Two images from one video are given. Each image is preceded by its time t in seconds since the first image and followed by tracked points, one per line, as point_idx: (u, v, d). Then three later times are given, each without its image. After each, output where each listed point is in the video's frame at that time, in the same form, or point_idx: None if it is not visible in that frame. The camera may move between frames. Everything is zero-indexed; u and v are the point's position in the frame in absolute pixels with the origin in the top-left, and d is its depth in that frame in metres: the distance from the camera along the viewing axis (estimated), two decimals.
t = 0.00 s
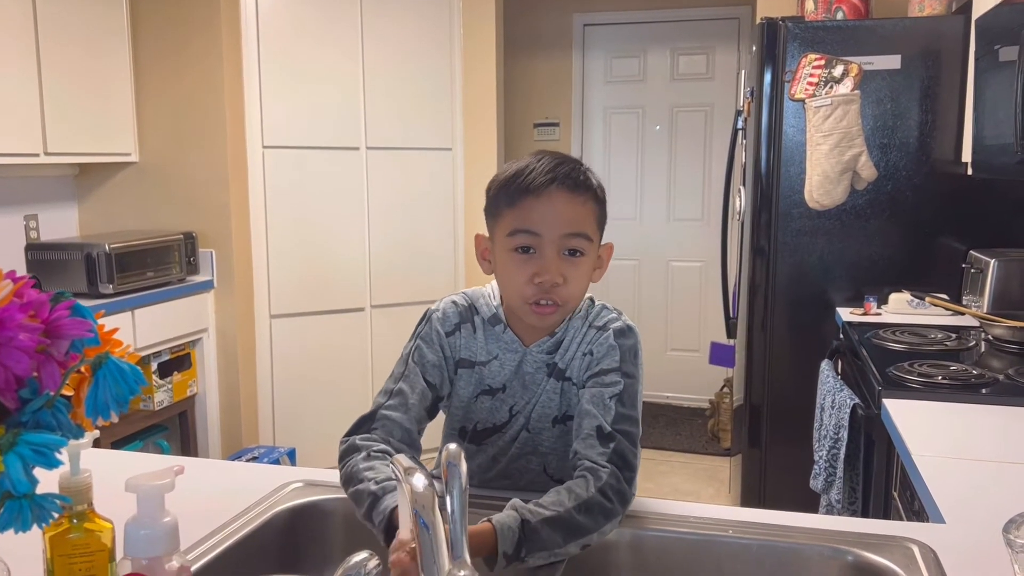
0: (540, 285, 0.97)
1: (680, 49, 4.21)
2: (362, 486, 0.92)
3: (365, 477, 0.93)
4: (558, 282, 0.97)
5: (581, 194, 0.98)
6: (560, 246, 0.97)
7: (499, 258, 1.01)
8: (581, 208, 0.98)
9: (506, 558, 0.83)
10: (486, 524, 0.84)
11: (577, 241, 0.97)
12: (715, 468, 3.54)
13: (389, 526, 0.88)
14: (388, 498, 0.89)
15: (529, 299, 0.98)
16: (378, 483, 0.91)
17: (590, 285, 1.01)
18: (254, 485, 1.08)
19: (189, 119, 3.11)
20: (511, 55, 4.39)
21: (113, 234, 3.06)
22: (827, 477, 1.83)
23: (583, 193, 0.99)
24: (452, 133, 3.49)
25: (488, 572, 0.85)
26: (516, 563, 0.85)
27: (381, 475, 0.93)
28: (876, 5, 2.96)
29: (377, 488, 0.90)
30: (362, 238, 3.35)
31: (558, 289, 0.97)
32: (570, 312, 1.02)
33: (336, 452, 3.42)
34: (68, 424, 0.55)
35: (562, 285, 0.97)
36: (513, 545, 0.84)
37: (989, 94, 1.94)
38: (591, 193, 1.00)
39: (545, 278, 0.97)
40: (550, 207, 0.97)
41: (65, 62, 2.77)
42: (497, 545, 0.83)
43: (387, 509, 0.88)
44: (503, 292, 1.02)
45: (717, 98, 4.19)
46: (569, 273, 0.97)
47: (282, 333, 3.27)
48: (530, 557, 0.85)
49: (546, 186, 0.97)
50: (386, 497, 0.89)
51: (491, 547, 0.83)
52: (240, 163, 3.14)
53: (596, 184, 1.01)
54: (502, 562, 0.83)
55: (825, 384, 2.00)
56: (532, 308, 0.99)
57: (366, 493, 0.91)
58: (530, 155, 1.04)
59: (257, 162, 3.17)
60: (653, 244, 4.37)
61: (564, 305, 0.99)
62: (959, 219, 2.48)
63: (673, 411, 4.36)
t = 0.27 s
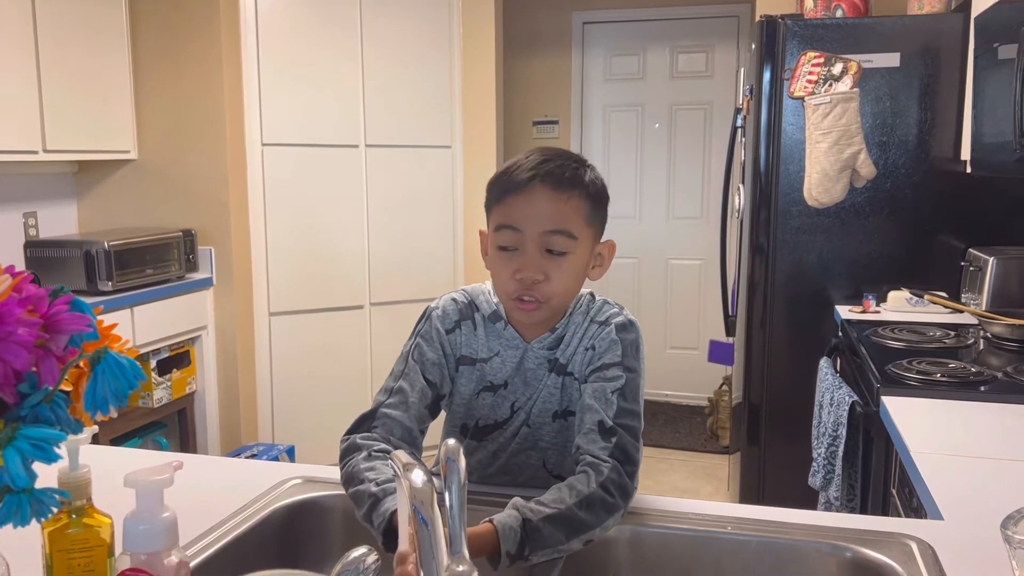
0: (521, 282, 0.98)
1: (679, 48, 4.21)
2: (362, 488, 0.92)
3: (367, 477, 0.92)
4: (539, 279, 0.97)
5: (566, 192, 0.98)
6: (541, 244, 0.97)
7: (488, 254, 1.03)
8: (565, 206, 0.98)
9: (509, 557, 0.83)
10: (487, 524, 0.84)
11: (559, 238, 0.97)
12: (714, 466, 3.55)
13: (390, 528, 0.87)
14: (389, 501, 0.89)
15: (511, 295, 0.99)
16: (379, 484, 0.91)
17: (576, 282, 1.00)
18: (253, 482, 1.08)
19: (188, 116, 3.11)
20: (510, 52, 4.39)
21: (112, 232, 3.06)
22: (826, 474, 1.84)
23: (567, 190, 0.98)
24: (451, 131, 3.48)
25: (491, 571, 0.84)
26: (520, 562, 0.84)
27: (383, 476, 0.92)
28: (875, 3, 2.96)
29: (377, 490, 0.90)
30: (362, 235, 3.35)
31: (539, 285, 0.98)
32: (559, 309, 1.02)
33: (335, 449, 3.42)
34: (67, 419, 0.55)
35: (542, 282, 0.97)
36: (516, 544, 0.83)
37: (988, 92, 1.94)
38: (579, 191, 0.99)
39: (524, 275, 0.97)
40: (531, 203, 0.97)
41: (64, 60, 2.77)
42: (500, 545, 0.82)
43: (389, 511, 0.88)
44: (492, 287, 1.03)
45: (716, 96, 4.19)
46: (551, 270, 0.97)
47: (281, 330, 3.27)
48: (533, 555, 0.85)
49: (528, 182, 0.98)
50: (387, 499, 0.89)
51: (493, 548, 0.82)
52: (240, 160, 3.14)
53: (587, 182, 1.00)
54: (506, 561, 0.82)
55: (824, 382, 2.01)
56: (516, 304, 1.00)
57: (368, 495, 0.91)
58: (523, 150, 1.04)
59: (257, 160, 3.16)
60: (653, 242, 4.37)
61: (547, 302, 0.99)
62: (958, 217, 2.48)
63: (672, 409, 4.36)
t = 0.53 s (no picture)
0: (494, 279, 0.99)
1: (678, 47, 4.21)
2: (361, 487, 0.92)
3: (365, 477, 0.92)
4: (509, 277, 0.98)
5: (544, 194, 0.99)
6: (515, 243, 0.98)
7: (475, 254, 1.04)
8: (541, 208, 0.99)
9: (508, 557, 0.83)
10: (484, 524, 0.84)
11: (532, 239, 0.98)
12: (713, 465, 3.55)
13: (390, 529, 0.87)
14: (389, 501, 0.89)
15: (488, 293, 1.00)
16: (377, 485, 0.91)
17: (553, 285, 1.00)
18: (253, 480, 1.08)
19: (187, 114, 3.11)
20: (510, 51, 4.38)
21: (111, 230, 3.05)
22: (825, 473, 1.85)
23: (545, 193, 0.99)
24: (451, 130, 3.48)
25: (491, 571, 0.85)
26: (519, 560, 0.85)
27: (382, 477, 0.92)
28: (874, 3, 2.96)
29: (375, 490, 0.90)
30: (361, 234, 3.35)
31: (509, 284, 0.98)
32: (537, 312, 1.02)
33: (334, 448, 3.42)
34: (69, 416, 0.55)
35: (513, 281, 0.98)
36: (514, 543, 0.83)
37: (987, 91, 1.94)
38: (559, 195, 1.00)
39: (496, 272, 0.98)
40: (507, 204, 0.98)
41: (63, 58, 2.76)
42: (499, 544, 0.83)
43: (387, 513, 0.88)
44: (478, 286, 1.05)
45: (716, 95, 4.19)
46: (522, 270, 0.98)
47: (281, 329, 3.27)
48: (532, 553, 0.85)
49: (507, 184, 0.99)
50: (386, 500, 0.89)
51: (493, 548, 0.82)
52: (239, 159, 3.14)
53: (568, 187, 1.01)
54: (505, 560, 0.83)
55: (823, 381, 2.01)
56: (492, 301, 1.01)
57: (366, 495, 0.90)
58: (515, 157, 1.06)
59: (256, 159, 3.16)
60: (652, 240, 4.37)
61: (520, 301, 0.99)
62: (958, 216, 2.48)
63: (671, 408, 4.36)
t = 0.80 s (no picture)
0: (493, 281, 0.99)
1: (678, 47, 4.21)
2: (350, 491, 0.91)
3: (358, 478, 0.92)
4: (508, 279, 0.98)
5: (544, 198, 0.99)
6: (514, 245, 0.98)
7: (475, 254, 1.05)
8: (541, 212, 0.99)
9: (494, 559, 0.83)
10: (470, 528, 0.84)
11: (531, 242, 0.98)
12: (713, 465, 3.55)
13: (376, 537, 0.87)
14: (374, 509, 0.88)
15: (486, 294, 1.01)
16: (367, 489, 0.90)
17: (552, 288, 1.00)
18: (253, 480, 1.08)
19: (187, 114, 3.11)
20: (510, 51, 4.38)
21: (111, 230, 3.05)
22: (824, 473, 1.85)
23: (544, 196, 0.99)
24: (451, 130, 3.48)
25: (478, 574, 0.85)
26: (505, 562, 0.85)
27: (373, 478, 0.92)
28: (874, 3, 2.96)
29: (363, 495, 0.89)
30: (361, 234, 3.35)
31: (507, 287, 0.98)
32: (536, 314, 1.02)
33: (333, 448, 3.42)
34: (68, 417, 0.55)
35: (511, 283, 0.98)
36: (499, 546, 0.84)
37: (987, 91, 1.94)
38: (559, 198, 1.00)
39: (495, 274, 0.99)
40: (506, 206, 0.98)
41: (63, 57, 2.76)
42: (483, 548, 0.83)
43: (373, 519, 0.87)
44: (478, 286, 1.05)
45: (715, 95, 4.19)
46: (521, 272, 0.98)
47: (280, 329, 3.27)
48: (518, 555, 0.85)
49: (507, 186, 0.99)
50: (371, 507, 0.88)
51: (480, 552, 0.82)
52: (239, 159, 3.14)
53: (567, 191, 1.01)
54: (490, 563, 0.83)
55: (823, 381, 2.01)
56: (491, 303, 1.01)
57: (355, 500, 0.90)
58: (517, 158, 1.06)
59: (256, 159, 3.16)
60: (652, 241, 4.37)
61: (519, 303, 0.99)
62: (957, 216, 2.48)
63: (670, 408, 4.37)
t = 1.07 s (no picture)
0: (499, 285, 0.99)
1: (678, 47, 4.22)
2: (352, 482, 0.91)
3: (358, 471, 0.92)
4: (515, 284, 0.98)
5: (553, 203, 0.99)
6: (521, 250, 0.98)
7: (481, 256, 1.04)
8: (549, 217, 0.99)
9: (489, 553, 0.84)
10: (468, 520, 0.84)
11: (538, 247, 0.98)
12: (712, 466, 3.55)
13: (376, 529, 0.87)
14: (375, 501, 0.88)
15: (492, 297, 1.01)
16: (370, 482, 0.90)
17: (557, 293, 1.00)
18: (252, 480, 1.08)
19: (188, 114, 3.11)
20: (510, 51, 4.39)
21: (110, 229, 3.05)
22: (824, 474, 1.85)
23: (553, 202, 0.99)
24: (451, 131, 3.48)
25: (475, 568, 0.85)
26: (500, 557, 0.85)
27: (375, 472, 0.92)
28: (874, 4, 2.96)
29: (365, 487, 0.90)
30: (360, 234, 3.35)
31: (514, 291, 0.98)
32: (540, 317, 1.02)
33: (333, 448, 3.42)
34: (68, 417, 0.55)
35: (518, 288, 0.98)
36: (495, 539, 0.84)
37: (987, 92, 1.94)
38: (567, 204, 1.00)
39: (502, 278, 0.99)
40: (514, 212, 0.98)
41: (63, 57, 2.76)
42: (480, 539, 0.83)
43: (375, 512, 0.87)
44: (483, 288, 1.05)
45: (715, 95, 4.19)
46: (527, 277, 0.98)
47: (280, 329, 3.27)
48: (513, 549, 0.85)
49: (516, 191, 0.99)
50: (373, 499, 0.88)
51: (476, 543, 0.83)
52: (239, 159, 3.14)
53: (575, 196, 1.01)
54: (486, 556, 0.83)
55: (822, 381, 2.01)
56: (496, 306, 1.01)
57: (356, 491, 0.90)
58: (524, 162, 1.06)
59: (256, 159, 3.16)
60: (651, 241, 4.37)
61: (525, 307, 0.99)
62: (956, 217, 2.48)
63: (670, 408, 4.37)
